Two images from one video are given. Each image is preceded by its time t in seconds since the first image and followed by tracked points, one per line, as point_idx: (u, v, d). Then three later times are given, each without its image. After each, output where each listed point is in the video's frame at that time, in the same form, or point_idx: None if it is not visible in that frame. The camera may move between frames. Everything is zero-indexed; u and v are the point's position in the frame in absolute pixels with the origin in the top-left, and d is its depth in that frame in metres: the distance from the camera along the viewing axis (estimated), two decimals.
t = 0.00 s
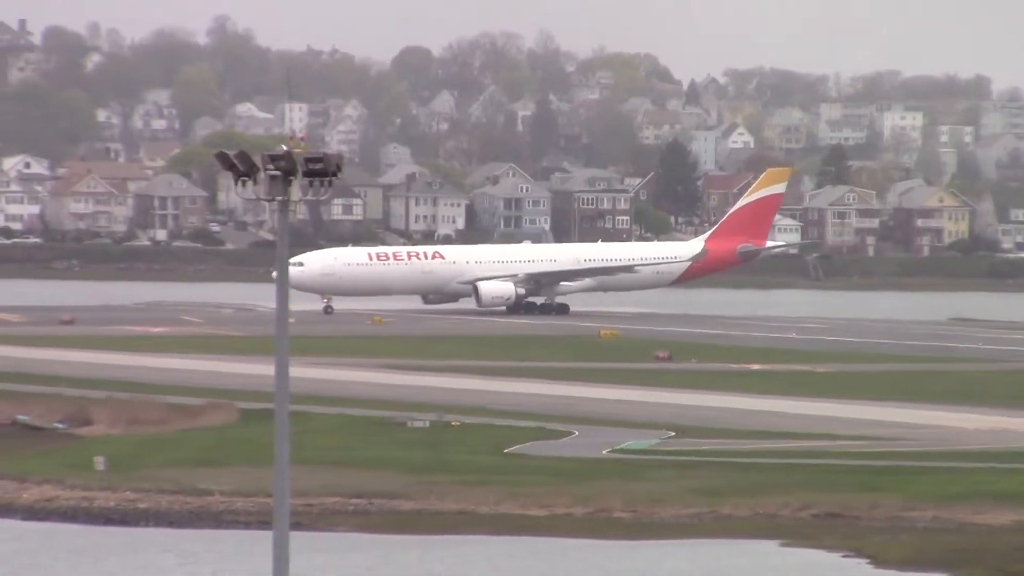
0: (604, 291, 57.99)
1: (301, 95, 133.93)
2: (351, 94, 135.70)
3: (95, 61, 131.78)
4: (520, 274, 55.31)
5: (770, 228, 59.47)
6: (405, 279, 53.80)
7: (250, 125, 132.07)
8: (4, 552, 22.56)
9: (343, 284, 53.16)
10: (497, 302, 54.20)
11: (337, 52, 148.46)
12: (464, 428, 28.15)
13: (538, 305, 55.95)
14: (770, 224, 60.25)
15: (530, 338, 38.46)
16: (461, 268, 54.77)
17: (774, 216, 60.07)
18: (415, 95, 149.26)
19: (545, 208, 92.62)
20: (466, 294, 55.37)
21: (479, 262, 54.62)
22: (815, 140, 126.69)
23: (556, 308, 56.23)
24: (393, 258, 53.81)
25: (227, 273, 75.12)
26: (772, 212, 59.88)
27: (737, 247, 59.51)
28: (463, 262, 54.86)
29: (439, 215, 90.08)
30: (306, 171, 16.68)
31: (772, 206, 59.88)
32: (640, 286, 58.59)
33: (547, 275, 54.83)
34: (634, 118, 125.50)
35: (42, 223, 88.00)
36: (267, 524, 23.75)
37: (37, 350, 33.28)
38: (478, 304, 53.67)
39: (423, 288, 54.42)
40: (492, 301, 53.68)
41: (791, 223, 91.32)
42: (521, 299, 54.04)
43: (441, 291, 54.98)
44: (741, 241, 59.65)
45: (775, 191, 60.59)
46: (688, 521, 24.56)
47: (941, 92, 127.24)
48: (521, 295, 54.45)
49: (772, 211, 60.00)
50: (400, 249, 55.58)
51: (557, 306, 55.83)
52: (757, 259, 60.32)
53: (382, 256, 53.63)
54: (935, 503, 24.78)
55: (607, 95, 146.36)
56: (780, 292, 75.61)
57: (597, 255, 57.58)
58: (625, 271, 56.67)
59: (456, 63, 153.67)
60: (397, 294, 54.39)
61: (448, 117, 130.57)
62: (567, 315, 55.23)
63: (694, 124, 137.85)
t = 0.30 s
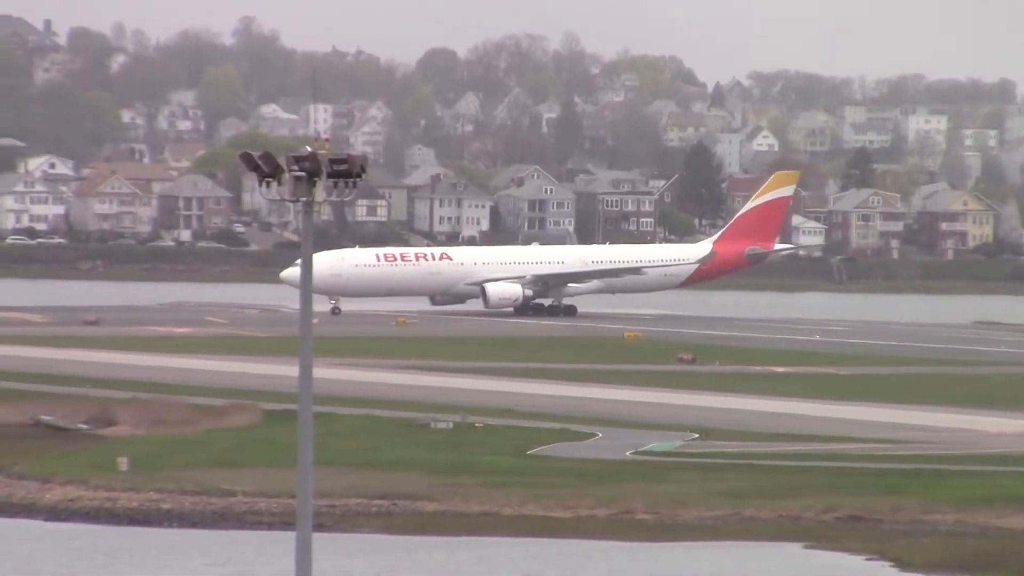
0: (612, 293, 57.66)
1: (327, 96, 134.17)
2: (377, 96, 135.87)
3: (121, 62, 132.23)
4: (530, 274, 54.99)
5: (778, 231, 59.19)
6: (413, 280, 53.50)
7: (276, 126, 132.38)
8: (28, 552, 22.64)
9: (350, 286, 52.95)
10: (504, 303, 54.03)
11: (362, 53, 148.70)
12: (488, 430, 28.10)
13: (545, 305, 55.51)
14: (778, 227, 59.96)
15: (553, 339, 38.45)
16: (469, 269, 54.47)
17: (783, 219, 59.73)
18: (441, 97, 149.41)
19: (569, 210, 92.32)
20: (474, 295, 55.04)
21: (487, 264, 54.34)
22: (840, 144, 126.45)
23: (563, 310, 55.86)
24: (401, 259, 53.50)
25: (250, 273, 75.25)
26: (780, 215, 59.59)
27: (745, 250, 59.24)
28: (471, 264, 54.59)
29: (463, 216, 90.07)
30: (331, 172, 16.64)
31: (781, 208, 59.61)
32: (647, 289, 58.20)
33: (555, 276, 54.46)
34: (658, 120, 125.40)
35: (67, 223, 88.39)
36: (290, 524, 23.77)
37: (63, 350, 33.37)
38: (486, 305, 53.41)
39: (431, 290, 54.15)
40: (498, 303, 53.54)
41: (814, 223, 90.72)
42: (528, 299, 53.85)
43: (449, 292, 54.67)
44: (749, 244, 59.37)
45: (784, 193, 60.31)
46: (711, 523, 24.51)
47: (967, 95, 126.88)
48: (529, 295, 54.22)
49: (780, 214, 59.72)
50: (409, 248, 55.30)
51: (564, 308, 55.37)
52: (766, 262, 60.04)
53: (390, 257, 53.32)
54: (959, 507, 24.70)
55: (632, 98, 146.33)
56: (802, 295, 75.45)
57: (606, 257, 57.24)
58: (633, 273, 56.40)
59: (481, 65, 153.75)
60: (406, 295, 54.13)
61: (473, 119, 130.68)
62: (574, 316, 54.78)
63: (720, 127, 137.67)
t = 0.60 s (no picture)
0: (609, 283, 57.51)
1: (341, 85, 134.37)
2: (391, 84, 135.94)
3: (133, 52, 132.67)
4: (527, 262, 54.80)
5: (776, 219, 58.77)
6: (410, 267, 53.38)
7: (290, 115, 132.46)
8: (46, 540, 22.74)
9: (346, 274, 52.72)
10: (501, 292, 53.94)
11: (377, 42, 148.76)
12: (502, 418, 28.06)
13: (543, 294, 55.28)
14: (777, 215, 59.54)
15: (567, 327, 38.44)
16: (466, 258, 54.32)
17: (781, 208, 59.35)
18: (456, 86, 149.51)
19: (583, 198, 92.48)
20: (472, 284, 54.91)
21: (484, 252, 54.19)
22: (854, 132, 126.30)
23: (560, 299, 55.56)
24: (399, 247, 53.36)
25: (263, 261, 75.32)
26: (778, 203, 59.14)
27: (742, 239, 58.84)
28: (468, 252, 54.46)
29: (477, 204, 90.10)
30: (345, 160, 16.61)
31: (780, 196, 59.17)
32: (646, 277, 58.04)
33: (553, 263, 54.22)
34: (672, 109, 125.32)
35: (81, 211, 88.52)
36: (304, 513, 23.83)
37: (79, 338, 33.43)
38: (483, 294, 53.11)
39: (428, 279, 54.02)
40: (495, 291, 53.33)
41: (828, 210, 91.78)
42: (525, 287, 53.65)
43: (446, 281, 54.50)
44: (747, 232, 58.97)
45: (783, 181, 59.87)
46: (725, 511, 24.55)
47: (982, 84, 126.57)
48: (527, 285, 54.05)
49: (779, 202, 59.29)
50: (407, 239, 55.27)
51: (563, 297, 55.21)
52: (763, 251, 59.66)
53: (387, 245, 53.20)
54: (972, 495, 24.69)
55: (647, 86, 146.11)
56: (815, 283, 75.30)
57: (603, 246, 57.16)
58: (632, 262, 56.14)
59: (495, 54, 153.80)
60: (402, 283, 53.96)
61: (488, 107, 130.57)
62: (573, 304, 54.61)
63: (734, 116, 137.61)
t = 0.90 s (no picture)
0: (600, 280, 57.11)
1: (350, 83, 134.26)
2: (400, 82, 135.89)
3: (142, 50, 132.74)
4: (518, 260, 54.31)
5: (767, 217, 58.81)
6: (402, 264, 52.82)
7: (300, 112, 132.39)
8: (54, 537, 22.74)
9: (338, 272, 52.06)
10: (492, 288, 53.44)
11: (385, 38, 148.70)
12: (510, 415, 28.03)
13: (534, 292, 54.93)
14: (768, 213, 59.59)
15: (574, 325, 38.39)
16: (457, 255, 53.80)
17: (772, 206, 59.36)
18: (465, 84, 149.41)
19: (592, 194, 92.52)
20: (463, 281, 54.42)
21: (476, 249, 53.68)
22: (863, 130, 126.17)
23: (553, 295, 55.18)
24: (390, 244, 52.73)
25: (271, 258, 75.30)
26: (769, 201, 59.23)
27: (734, 236, 58.77)
28: (459, 250, 53.92)
29: (486, 201, 90.05)
30: (353, 157, 16.48)
31: (771, 194, 59.26)
32: (636, 275, 57.56)
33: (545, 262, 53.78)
34: (681, 106, 125.15)
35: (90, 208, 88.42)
36: (312, 510, 23.84)
37: (87, 335, 33.37)
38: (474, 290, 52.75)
39: (419, 275, 53.45)
40: (487, 287, 52.96)
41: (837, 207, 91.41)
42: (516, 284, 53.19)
43: (437, 278, 54.01)
44: (738, 230, 58.94)
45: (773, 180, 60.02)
46: (732, 508, 24.56)
47: (990, 80, 126.40)
48: (519, 281, 53.49)
49: (770, 200, 59.40)
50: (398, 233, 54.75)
51: (554, 294, 54.75)
52: (755, 248, 59.58)
53: (378, 242, 52.47)
54: (979, 492, 24.69)
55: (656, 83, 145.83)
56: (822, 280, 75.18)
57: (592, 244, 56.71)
58: (623, 258, 55.72)
59: (504, 51, 153.69)
60: (395, 280, 53.41)
61: (496, 105, 130.44)
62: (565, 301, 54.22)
63: (743, 113, 137.38)
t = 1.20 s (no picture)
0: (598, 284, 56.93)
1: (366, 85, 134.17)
2: (416, 85, 135.83)
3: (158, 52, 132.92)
4: (517, 263, 54.23)
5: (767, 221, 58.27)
6: (402, 267, 52.86)
7: (316, 115, 132.35)
8: (71, 540, 22.79)
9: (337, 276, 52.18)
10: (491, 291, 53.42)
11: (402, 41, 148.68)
12: (526, 417, 28.01)
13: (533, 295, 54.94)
14: (768, 217, 59.05)
15: (590, 327, 38.35)
16: (456, 257, 53.85)
17: (772, 209, 58.84)
18: (481, 88, 149.23)
19: (608, 198, 92.31)
20: (462, 284, 54.43)
21: (475, 252, 53.67)
22: (879, 135, 125.79)
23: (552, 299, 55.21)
24: (389, 247, 52.78)
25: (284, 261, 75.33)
26: (769, 204, 58.66)
27: (734, 240, 58.34)
28: (458, 252, 53.95)
29: (502, 205, 90.11)
30: (369, 160, 16.52)
31: (770, 198, 58.70)
32: (632, 279, 57.38)
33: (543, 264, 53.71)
34: (697, 110, 124.93)
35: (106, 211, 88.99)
36: (328, 512, 23.86)
37: (104, 338, 33.41)
38: (473, 293, 52.65)
39: (418, 278, 53.44)
40: (484, 291, 52.87)
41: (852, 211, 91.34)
42: (515, 287, 53.08)
43: (436, 280, 53.98)
44: (738, 234, 58.49)
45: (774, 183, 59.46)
46: (748, 512, 24.53)
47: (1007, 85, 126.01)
48: (517, 284, 53.54)
49: (770, 203, 58.85)
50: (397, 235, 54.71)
51: (553, 297, 54.72)
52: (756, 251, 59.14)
53: (377, 245, 52.60)
54: (995, 496, 24.63)
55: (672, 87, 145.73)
56: (839, 283, 75.04)
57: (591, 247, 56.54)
58: (621, 261, 55.58)
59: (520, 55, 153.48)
60: (394, 282, 53.44)
61: (512, 108, 130.36)
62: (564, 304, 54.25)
63: (760, 117, 137.03)
